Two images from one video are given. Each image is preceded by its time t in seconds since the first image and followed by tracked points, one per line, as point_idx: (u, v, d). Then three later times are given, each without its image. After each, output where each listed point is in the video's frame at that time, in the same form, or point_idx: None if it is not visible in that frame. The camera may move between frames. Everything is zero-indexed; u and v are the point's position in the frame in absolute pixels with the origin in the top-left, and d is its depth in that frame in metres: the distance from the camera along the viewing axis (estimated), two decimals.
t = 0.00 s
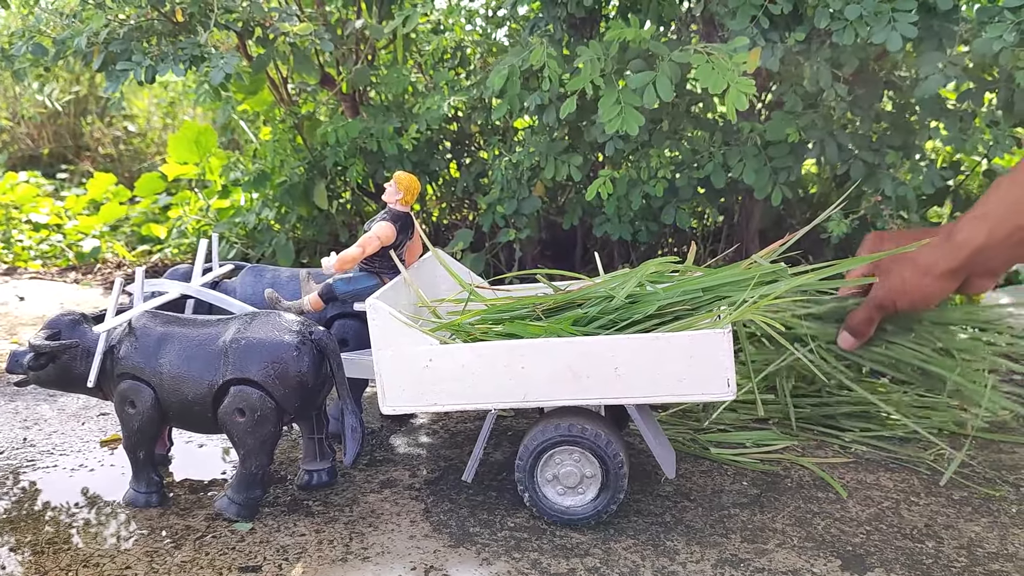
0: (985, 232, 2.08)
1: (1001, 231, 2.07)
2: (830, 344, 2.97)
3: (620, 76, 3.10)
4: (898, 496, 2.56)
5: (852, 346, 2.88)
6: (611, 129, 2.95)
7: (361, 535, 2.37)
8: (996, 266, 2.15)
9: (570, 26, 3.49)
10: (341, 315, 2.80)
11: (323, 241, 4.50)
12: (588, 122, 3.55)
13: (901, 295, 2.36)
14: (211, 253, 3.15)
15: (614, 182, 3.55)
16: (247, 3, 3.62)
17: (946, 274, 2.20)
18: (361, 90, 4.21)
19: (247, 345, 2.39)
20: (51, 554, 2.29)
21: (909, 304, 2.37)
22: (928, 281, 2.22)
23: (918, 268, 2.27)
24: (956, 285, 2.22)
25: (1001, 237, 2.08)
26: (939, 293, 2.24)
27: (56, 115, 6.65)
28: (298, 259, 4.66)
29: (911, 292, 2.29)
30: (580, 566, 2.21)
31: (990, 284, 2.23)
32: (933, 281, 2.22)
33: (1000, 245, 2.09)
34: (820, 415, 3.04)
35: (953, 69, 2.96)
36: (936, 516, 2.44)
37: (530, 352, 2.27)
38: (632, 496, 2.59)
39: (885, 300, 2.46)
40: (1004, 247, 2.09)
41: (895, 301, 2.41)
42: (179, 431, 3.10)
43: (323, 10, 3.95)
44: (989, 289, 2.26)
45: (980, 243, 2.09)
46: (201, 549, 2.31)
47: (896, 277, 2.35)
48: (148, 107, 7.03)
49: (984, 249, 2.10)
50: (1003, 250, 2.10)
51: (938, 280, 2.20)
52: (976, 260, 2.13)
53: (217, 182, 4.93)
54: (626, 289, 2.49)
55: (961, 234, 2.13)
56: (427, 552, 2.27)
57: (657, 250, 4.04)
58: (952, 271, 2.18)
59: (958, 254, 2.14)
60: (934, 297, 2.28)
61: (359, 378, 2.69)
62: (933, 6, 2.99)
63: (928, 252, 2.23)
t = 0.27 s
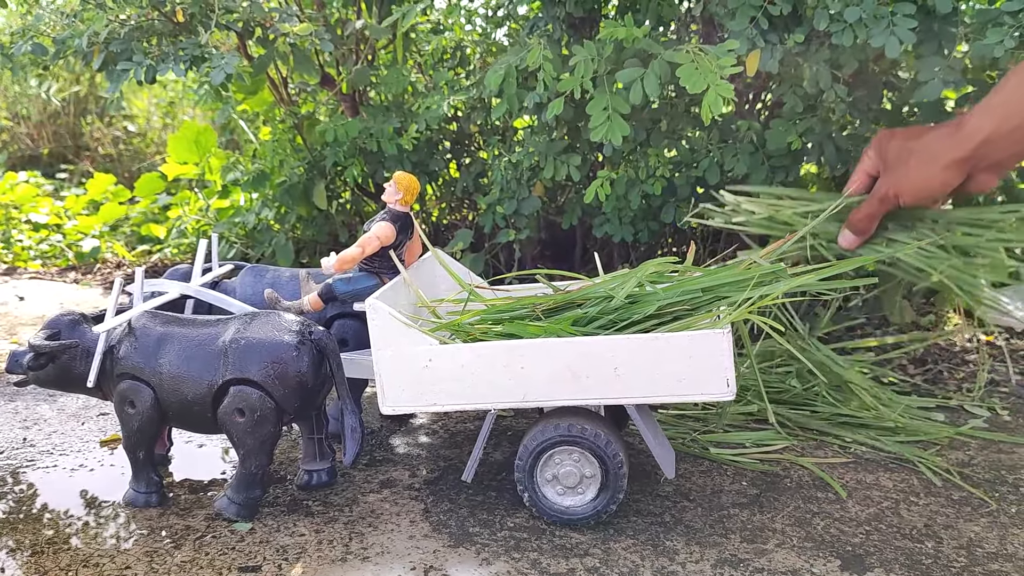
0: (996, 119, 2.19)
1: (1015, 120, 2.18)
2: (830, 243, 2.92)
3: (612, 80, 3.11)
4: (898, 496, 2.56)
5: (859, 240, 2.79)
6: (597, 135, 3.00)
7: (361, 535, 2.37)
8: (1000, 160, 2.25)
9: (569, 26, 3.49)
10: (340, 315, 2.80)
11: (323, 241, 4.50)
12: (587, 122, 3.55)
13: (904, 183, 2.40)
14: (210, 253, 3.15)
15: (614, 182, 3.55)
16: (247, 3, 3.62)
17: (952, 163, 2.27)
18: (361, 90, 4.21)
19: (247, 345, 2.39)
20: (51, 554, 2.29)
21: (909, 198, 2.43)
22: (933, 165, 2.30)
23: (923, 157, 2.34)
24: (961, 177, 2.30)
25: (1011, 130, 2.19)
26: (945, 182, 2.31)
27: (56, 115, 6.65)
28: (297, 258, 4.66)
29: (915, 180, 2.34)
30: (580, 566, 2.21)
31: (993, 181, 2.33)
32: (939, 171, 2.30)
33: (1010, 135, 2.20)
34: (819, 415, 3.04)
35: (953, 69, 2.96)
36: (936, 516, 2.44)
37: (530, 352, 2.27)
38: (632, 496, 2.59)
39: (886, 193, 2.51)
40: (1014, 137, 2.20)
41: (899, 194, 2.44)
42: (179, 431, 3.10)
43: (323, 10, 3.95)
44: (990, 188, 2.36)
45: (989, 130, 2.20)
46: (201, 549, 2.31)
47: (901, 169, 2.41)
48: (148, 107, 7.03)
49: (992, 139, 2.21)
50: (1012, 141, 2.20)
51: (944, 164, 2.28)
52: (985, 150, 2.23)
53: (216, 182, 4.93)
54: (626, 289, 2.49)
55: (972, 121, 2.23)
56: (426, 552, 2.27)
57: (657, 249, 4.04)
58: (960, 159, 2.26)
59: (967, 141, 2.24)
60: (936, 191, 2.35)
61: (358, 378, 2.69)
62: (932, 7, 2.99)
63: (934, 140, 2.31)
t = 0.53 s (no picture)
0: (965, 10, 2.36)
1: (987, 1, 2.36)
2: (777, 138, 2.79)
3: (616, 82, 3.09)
4: (899, 496, 2.56)
5: (805, 134, 2.70)
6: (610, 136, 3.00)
7: (363, 535, 2.37)
8: (963, 47, 2.45)
9: (570, 26, 3.49)
10: (342, 316, 2.81)
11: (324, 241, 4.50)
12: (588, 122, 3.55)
13: (868, 68, 2.47)
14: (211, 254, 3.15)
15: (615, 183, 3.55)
16: (248, 4, 3.62)
17: (917, 49, 2.41)
18: (362, 90, 4.21)
19: (249, 345, 2.39)
20: (52, 554, 2.28)
21: (871, 86, 2.50)
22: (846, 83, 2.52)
23: (891, 44, 2.42)
24: (922, 65, 2.46)
25: None
26: (907, 70, 2.45)
27: (57, 116, 6.65)
28: (298, 259, 4.66)
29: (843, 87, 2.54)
30: (582, 566, 2.21)
31: (949, 70, 2.52)
32: (904, 54, 2.42)
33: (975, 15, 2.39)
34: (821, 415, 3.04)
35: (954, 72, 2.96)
36: (937, 516, 2.44)
37: (532, 352, 2.27)
38: (633, 496, 2.59)
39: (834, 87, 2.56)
40: (974, 23, 2.40)
41: (870, 82, 2.50)
42: (180, 431, 3.10)
43: (324, 11, 3.96)
44: (944, 80, 2.54)
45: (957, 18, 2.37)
46: (203, 549, 2.31)
47: (869, 56, 2.46)
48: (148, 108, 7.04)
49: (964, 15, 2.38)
50: (983, 21, 2.39)
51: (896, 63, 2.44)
52: (951, 33, 2.40)
53: (217, 183, 4.92)
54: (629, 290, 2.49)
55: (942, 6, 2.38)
56: (428, 552, 2.27)
57: (658, 250, 4.05)
58: (925, 48, 2.42)
59: (939, 24, 2.40)
60: (900, 77, 2.47)
61: (360, 378, 2.69)
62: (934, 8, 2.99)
63: (910, 27, 2.41)
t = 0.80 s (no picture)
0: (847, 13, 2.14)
1: (875, 8, 2.14)
2: (649, 154, 2.57)
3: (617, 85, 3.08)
4: (900, 500, 2.56)
5: (682, 148, 2.47)
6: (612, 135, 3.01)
7: (363, 539, 2.36)
8: (841, 55, 2.23)
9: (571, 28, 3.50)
10: (342, 319, 2.81)
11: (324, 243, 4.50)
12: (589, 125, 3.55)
13: (743, 78, 2.22)
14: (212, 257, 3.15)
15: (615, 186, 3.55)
16: (249, 6, 3.62)
17: (791, 58, 2.19)
18: (363, 92, 4.21)
19: (249, 348, 2.39)
20: (53, 558, 2.28)
21: (745, 96, 2.26)
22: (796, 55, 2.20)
23: (778, 47, 2.18)
24: (797, 74, 2.24)
25: None
26: (783, 79, 2.23)
27: (57, 117, 6.65)
28: (298, 261, 4.66)
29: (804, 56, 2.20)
30: (582, 570, 2.21)
31: (824, 78, 2.32)
32: (782, 66, 2.20)
33: (866, 22, 2.17)
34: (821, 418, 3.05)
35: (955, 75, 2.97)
36: (938, 520, 2.44)
37: (532, 356, 2.27)
38: (634, 500, 2.59)
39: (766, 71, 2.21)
40: (854, 30, 2.18)
41: (738, 92, 2.25)
42: (180, 434, 3.10)
43: (325, 13, 3.96)
44: (818, 88, 2.35)
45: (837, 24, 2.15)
46: (203, 553, 2.31)
47: (745, 63, 2.20)
48: (148, 109, 7.04)
49: (852, 21, 2.16)
50: (871, 28, 2.18)
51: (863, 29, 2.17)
52: (830, 40, 2.19)
53: (217, 184, 4.92)
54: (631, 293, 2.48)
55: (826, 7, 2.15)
56: (429, 556, 2.27)
57: (658, 252, 4.05)
58: (801, 56, 2.19)
59: (827, 27, 2.17)
60: (776, 88, 2.24)
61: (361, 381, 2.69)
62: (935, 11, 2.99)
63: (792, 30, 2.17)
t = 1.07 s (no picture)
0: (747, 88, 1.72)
1: (762, 94, 1.70)
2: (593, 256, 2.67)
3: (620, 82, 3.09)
4: (900, 499, 2.56)
5: (620, 250, 2.38)
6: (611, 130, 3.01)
7: (364, 538, 2.37)
8: (753, 131, 1.81)
9: (571, 27, 3.50)
10: (343, 318, 2.81)
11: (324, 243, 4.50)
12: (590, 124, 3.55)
13: (657, 168, 1.91)
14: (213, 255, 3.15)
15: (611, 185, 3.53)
16: (250, 5, 3.62)
17: (695, 145, 1.84)
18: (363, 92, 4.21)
19: (249, 348, 2.39)
20: (54, 556, 2.28)
21: (666, 188, 1.96)
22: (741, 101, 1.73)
23: (671, 134, 1.86)
24: (714, 157, 1.87)
25: (760, 64, 1.67)
26: (697, 167, 1.87)
27: (58, 117, 6.65)
28: (299, 260, 4.66)
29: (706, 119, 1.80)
30: (583, 569, 2.21)
31: (746, 154, 1.91)
32: (690, 152, 1.85)
33: (763, 110, 1.73)
34: (821, 417, 3.05)
35: (959, 73, 2.96)
36: (939, 519, 2.44)
37: (532, 355, 2.27)
38: (634, 498, 2.59)
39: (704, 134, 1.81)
40: (757, 104, 1.73)
41: (651, 183, 1.96)
42: (181, 433, 3.10)
43: (325, 13, 3.96)
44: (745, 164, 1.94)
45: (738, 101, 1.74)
46: (204, 551, 2.31)
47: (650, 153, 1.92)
48: (149, 109, 7.04)
49: (747, 110, 1.75)
50: (766, 112, 1.73)
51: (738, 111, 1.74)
52: (737, 120, 1.77)
53: (218, 184, 4.93)
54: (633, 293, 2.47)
55: (720, 87, 1.76)
56: (429, 555, 2.27)
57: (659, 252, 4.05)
58: (705, 138, 1.82)
59: (720, 111, 1.77)
60: (693, 174, 1.90)
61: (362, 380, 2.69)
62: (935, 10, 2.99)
63: (680, 112, 1.84)
